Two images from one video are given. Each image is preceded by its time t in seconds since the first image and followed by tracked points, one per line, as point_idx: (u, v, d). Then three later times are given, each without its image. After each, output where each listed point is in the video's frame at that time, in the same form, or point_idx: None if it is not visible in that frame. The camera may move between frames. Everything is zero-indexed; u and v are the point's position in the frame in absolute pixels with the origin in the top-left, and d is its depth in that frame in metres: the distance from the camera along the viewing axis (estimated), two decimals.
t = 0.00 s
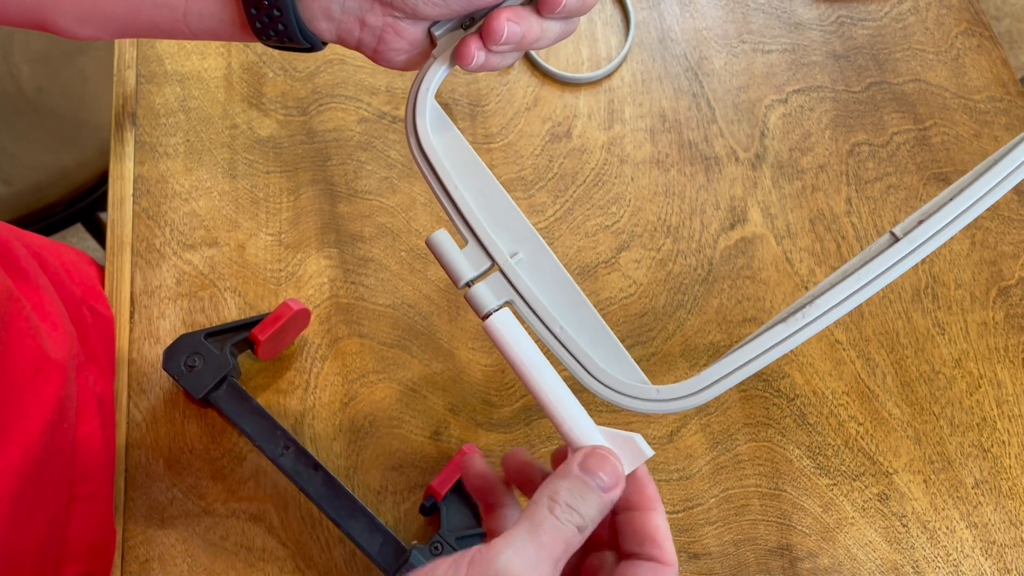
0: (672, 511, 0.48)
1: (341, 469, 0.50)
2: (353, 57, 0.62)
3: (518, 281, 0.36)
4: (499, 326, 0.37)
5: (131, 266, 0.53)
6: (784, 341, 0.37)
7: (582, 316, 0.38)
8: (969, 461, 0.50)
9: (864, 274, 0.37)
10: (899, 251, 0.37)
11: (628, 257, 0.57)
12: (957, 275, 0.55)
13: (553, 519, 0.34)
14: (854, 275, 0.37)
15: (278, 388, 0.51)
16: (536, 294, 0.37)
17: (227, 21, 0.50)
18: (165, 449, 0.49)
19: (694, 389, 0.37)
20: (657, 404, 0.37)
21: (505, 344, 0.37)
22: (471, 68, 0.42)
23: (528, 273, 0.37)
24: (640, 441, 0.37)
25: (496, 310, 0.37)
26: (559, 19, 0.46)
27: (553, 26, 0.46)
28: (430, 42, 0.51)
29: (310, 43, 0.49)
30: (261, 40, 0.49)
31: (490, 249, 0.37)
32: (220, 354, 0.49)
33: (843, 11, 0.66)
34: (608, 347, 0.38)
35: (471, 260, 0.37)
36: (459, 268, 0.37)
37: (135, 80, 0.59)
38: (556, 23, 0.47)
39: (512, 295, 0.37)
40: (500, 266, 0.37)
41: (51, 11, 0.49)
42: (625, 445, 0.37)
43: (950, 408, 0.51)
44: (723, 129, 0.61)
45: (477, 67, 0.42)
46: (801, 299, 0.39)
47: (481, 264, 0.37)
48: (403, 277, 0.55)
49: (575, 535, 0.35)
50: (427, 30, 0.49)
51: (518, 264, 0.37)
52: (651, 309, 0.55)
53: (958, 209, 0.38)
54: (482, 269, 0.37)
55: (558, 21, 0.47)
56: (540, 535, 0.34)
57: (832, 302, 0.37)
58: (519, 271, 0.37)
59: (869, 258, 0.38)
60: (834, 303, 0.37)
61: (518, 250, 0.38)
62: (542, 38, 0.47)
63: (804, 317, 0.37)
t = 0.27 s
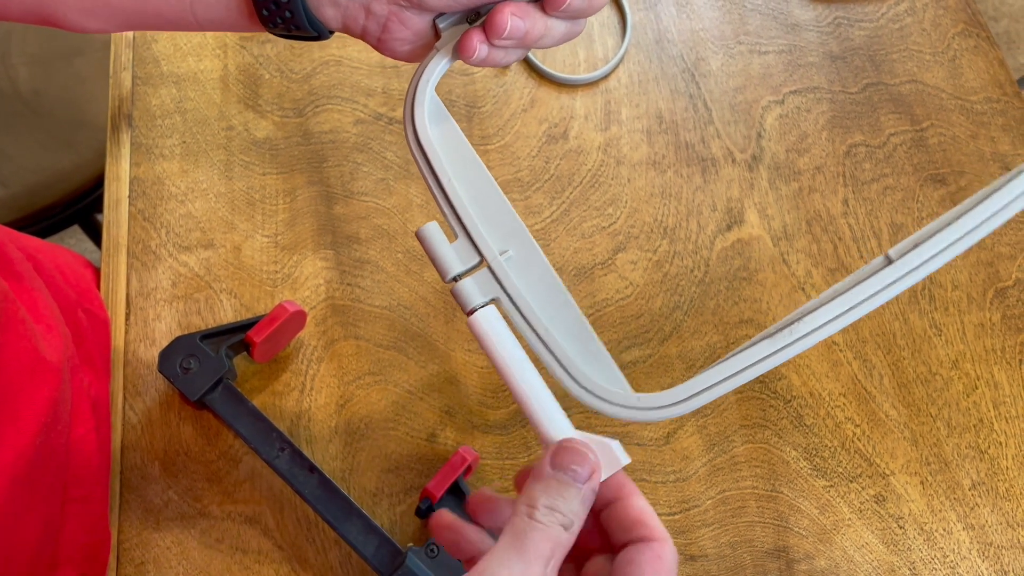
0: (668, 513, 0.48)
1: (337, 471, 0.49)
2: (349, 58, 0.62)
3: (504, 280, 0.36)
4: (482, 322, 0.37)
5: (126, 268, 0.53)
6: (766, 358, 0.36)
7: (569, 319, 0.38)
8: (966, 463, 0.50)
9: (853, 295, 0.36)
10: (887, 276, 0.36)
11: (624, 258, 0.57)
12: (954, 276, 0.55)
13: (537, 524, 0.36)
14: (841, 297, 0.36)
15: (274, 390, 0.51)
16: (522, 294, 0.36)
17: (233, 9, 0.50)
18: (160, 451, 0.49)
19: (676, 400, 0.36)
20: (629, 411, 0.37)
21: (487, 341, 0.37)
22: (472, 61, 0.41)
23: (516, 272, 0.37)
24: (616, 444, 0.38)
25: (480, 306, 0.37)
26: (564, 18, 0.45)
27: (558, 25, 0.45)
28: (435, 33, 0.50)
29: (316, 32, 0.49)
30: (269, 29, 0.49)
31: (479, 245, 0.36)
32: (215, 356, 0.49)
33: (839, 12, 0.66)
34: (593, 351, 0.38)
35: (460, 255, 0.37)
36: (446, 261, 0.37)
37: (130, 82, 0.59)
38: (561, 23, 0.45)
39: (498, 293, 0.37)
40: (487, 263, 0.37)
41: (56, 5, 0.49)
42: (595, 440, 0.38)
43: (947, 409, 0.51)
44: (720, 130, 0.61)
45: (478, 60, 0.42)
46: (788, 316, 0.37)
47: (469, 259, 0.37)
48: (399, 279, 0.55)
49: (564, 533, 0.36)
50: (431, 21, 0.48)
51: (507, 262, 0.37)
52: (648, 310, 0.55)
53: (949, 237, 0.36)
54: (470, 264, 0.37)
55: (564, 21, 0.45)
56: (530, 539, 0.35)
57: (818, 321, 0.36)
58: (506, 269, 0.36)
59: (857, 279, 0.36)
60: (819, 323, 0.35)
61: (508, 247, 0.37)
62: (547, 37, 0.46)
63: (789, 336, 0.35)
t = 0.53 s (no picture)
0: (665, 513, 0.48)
1: (336, 471, 0.50)
2: (348, 60, 0.62)
3: (499, 265, 0.36)
4: (471, 304, 0.36)
5: (126, 269, 0.53)
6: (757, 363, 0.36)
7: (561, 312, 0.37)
8: (963, 462, 0.50)
9: (850, 307, 0.37)
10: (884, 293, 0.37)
11: (622, 259, 0.57)
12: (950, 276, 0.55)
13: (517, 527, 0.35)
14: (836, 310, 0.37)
15: (272, 390, 0.51)
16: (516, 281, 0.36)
17: None
18: (159, 452, 0.49)
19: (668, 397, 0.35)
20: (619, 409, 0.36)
21: (476, 325, 0.36)
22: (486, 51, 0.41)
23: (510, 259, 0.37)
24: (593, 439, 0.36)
25: (472, 289, 0.36)
26: (580, 16, 0.45)
27: (573, 23, 0.45)
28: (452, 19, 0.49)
29: (334, 13, 0.47)
30: (286, 8, 0.47)
31: (477, 229, 0.36)
32: (214, 356, 0.49)
33: (836, 14, 0.66)
34: (582, 345, 0.37)
35: (456, 237, 0.37)
36: (442, 242, 0.36)
37: (130, 83, 0.59)
38: (576, 21, 0.46)
39: (491, 278, 0.36)
40: (483, 247, 0.36)
41: None
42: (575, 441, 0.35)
43: (943, 409, 0.51)
44: (717, 131, 0.61)
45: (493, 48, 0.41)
46: (781, 326, 0.38)
47: (465, 243, 0.37)
48: (398, 280, 0.55)
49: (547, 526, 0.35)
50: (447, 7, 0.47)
51: (503, 249, 0.37)
52: (645, 310, 0.55)
53: (949, 259, 0.38)
54: (465, 248, 0.37)
55: (579, 20, 0.46)
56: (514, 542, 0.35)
57: (812, 331, 0.36)
58: (502, 254, 0.36)
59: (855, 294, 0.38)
60: (814, 333, 0.36)
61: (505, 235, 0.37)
62: (560, 34, 0.46)
63: (782, 343, 0.36)
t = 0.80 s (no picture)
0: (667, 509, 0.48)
1: (338, 468, 0.50)
2: (349, 58, 0.62)
3: (504, 257, 0.37)
4: (478, 296, 0.37)
5: (127, 267, 0.53)
6: (759, 347, 0.39)
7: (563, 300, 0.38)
8: (964, 459, 0.50)
9: (844, 295, 0.40)
10: (878, 281, 0.40)
11: (623, 257, 0.57)
12: (951, 274, 0.55)
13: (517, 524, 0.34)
14: (831, 299, 0.40)
15: (274, 388, 0.51)
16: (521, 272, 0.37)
17: None
18: (161, 449, 0.49)
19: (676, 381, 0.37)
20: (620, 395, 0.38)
21: (482, 315, 0.37)
22: (488, 40, 0.41)
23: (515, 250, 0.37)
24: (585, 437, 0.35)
25: (478, 280, 0.37)
26: (580, 5, 0.45)
27: (573, 12, 0.45)
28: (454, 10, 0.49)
29: (338, 5, 0.46)
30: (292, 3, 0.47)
31: (483, 221, 0.37)
32: (217, 354, 0.49)
33: (837, 13, 0.66)
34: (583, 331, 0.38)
35: (460, 229, 0.37)
36: (447, 234, 0.37)
37: (131, 82, 0.60)
38: (576, 11, 0.45)
39: (496, 270, 0.37)
40: (488, 239, 0.37)
41: None
42: (568, 434, 0.35)
43: (944, 407, 0.52)
44: (718, 130, 0.61)
45: (495, 38, 0.41)
46: (777, 314, 0.40)
47: (469, 234, 0.37)
48: (399, 277, 0.55)
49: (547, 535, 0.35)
50: None
51: (507, 239, 0.37)
52: (646, 308, 0.55)
53: (941, 249, 0.41)
54: (469, 239, 0.37)
55: (580, 10, 0.45)
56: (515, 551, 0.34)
57: (809, 319, 0.39)
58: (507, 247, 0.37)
59: (846, 283, 0.40)
60: (812, 320, 0.39)
61: (508, 227, 0.38)
62: (560, 24, 0.45)
63: (779, 330, 0.39)
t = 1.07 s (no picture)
0: (666, 507, 0.48)
1: (337, 466, 0.50)
2: (349, 58, 0.62)
3: (489, 273, 0.37)
4: (463, 311, 0.37)
5: (127, 266, 0.53)
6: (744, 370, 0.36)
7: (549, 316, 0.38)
8: (962, 458, 0.50)
9: (840, 312, 0.36)
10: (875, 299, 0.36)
11: (622, 256, 0.57)
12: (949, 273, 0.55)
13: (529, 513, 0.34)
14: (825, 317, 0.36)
15: (273, 386, 0.51)
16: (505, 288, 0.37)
17: None
18: (161, 447, 0.49)
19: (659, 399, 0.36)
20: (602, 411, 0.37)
21: (467, 331, 0.37)
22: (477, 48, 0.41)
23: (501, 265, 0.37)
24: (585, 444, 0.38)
25: (463, 296, 0.37)
26: (574, 8, 0.45)
27: (567, 15, 0.45)
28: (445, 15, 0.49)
29: (329, 14, 0.48)
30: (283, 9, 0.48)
31: (468, 236, 0.37)
32: (216, 352, 0.49)
33: (835, 12, 0.67)
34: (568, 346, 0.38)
35: (447, 244, 0.37)
36: (434, 250, 0.37)
37: (131, 82, 0.60)
38: (570, 13, 0.45)
39: (480, 285, 0.37)
40: (474, 254, 0.37)
41: None
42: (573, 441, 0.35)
43: (942, 405, 0.52)
44: (717, 129, 0.61)
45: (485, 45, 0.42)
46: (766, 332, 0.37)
47: (456, 250, 0.37)
48: (398, 276, 0.55)
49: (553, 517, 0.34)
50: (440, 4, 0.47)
51: (493, 254, 0.37)
52: (645, 307, 0.55)
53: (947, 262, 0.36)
54: (457, 254, 0.37)
55: (573, 12, 0.45)
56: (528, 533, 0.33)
57: (798, 338, 0.36)
58: (491, 262, 0.37)
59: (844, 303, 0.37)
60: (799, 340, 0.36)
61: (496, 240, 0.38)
62: (554, 27, 0.45)
63: (765, 351, 0.35)
